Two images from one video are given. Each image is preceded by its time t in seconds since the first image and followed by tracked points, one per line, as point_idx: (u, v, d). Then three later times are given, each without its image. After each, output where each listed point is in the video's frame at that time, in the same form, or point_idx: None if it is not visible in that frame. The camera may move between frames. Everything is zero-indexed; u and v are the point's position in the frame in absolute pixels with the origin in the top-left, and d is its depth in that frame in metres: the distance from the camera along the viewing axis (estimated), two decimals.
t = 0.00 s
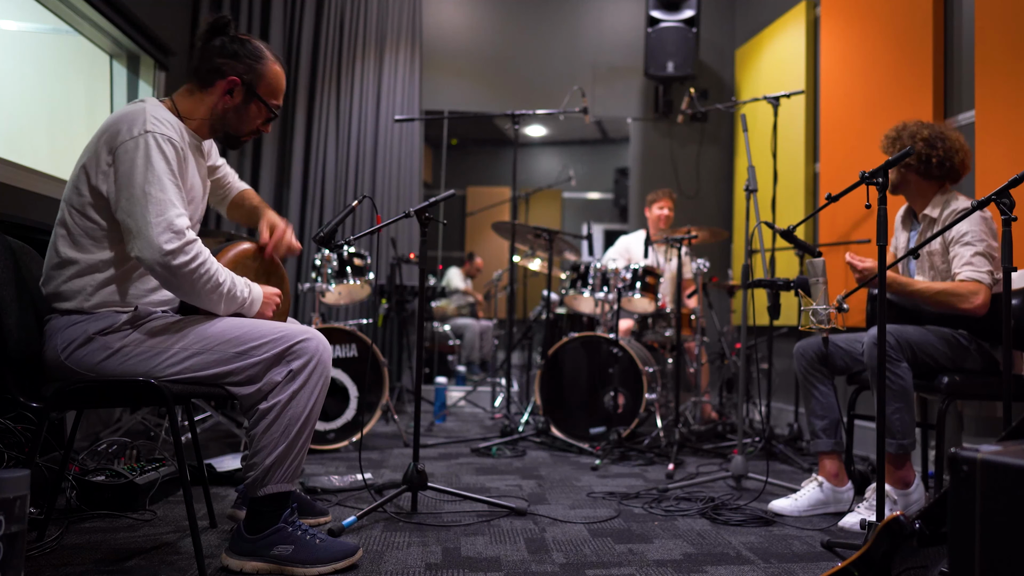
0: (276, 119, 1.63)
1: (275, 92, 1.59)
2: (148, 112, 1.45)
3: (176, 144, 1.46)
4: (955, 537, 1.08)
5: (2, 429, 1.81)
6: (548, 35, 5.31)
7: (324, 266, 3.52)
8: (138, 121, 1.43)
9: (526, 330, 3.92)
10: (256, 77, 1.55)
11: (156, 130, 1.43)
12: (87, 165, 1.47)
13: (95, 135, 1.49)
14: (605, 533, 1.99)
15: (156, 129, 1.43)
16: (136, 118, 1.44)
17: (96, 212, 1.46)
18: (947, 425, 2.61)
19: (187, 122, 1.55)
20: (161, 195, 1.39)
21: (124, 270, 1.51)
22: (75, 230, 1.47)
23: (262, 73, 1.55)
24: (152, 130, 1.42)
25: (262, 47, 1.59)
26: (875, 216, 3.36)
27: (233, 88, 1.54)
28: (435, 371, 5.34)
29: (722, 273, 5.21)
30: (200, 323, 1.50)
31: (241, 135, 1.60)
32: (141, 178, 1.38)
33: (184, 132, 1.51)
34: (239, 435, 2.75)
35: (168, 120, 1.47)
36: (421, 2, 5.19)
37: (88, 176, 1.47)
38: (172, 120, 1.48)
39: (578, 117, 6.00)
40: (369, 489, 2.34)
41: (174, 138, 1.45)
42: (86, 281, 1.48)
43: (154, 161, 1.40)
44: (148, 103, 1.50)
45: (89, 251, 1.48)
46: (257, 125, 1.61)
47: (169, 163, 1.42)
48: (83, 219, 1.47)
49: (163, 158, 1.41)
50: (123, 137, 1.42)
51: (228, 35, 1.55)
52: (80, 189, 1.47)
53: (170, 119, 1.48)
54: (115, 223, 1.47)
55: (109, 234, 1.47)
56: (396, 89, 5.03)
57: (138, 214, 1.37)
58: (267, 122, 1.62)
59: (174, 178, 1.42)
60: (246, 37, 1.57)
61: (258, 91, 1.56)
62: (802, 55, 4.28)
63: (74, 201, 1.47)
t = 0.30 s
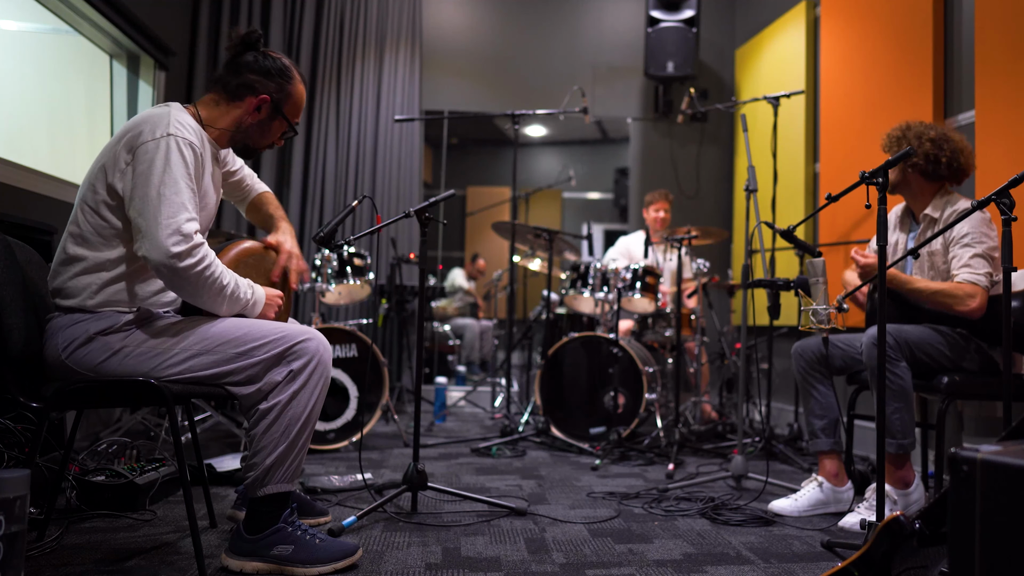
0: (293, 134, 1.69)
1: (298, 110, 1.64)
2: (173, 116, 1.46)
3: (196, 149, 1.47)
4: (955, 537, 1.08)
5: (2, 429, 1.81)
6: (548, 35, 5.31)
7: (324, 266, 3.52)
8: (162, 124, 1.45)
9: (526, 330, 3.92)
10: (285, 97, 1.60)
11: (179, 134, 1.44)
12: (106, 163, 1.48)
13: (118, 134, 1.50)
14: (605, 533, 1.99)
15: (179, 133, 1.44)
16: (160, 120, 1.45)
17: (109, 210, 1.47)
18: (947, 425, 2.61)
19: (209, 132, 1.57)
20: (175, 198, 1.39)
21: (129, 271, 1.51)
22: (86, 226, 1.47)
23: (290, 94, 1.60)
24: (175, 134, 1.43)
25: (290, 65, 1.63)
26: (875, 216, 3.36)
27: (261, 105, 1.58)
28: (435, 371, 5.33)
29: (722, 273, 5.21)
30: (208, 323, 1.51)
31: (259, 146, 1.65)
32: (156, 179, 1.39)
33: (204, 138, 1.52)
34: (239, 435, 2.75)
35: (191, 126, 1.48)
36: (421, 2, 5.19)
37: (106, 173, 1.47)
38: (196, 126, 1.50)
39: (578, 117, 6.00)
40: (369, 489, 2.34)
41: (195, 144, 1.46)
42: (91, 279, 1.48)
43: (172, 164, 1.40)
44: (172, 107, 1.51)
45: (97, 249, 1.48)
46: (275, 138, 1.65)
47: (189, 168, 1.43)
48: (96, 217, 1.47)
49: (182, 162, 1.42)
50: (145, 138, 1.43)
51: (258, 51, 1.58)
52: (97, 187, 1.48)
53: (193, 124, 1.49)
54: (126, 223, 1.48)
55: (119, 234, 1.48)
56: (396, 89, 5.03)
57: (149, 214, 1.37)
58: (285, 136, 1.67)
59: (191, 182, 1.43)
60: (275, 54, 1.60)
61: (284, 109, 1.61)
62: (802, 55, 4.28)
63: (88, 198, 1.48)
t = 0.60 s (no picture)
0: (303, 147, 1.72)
1: (311, 126, 1.67)
2: (188, 121, 1.47)
3: (209, 156, 1.48)
4: (954, 537, 1.09)
5: (2, 429, 1.81)
6: (548, 35, 5.31)
7: (324, 266, 3.52)
8: (176, 129, 1.45)
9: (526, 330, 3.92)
10: (301, 112, 1.62)
11: (193, 139, 1.45)
12: (117, 164, 1.48)
13: (131, 135, 1.51)
14: (605, 533, 1.99)
15: (194, 138, 1.45)
16: (175, 125, 1.46)
17: (116, 210, 1.47)
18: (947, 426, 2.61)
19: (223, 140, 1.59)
20: (185, 202, 1.39)
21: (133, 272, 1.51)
22: (93, 225, 1.48)
23: (306, 109, 1.63)
24: (189, 138, 1.44)
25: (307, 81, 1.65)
26: (875, 216, 3.36)
27: (277, 119, 1.60)
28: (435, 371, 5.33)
29: (722, 273, 5.21)
30: (215, 322, 1.51)
31: (268, 157, 1.67)
32: (167, 182, 1.39)
33: (217, 144, 1.54)
34: (239, 435, 2.75)
35: (205, 132, 1.49)
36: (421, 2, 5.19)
37: (116, 174, 1.48)
38: (210, 133, 1.51)
39: (578, 117, 6.00)
40: (369, 489, 2.34)
41: (208, 150, 1.47)
42: (96, 278, 1.48)
43: (184, 168, 1.41)
44: (187, 112, 1.53)
45: (103, 249, 1.48)
46: (285, 150, 1.68)
47: (201, 172, 1.44)
48: (103, 215, 1.48)
49: (194, 167, 1.43)
50: (159, 141, 1.44)
51: (278, 65, 1.60)
52: (107, 187, 1.48)
53: (208, 131, 1.50)
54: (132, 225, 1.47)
55: (124, 235, 1.48)
56: (396, 89, 5.03)
57: (158, 216, 1.37)
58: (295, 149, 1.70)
59: (202, 187, 1.44)
60: (294, 69, 1.63)
61: (299, 124, 1.64)
62: (802, 55, 4.28)
63: (97, 197, 1.48)
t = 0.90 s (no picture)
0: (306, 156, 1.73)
1: (317, 135, 1.69)
2: (196, 124, 1.48)
3: (215, 159, 1.48)
4: (955, 537, 1.09)
5: (2, 430, 1.81)
6: (548, 35, 5.31)
7: (324, 266, 3.51)
8: (184, 131, 1.45)
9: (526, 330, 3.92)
10: (309, 122, 1.64)
11: (200, 142, 1.45)
12: (122, 164, 1.48)
13: (137, 136, 1.51)
14: (605, 533, 1.99)
15: (201, 142, 1.45)
16: (183, 127, 1.46)
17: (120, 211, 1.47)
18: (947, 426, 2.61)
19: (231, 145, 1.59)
20: (191, 205, 1.39)
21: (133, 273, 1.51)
22: (96, 225, 1.47)
23: (315, 120, 1.64)
24: (196, 141, 1.45)
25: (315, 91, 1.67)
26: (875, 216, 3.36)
27: (285, 128, 1.61)
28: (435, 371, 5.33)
29: (722, 273, 5.21)
30: (218, 321, 1.51)
31: (272, 163, 1.67)
32: (173, 184, 1.39)
33: (223, 147, 1.54)
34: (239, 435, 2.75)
35: (212, 135, 1.49)
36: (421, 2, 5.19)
37: (120, 175, 1.47)
38: (217, 136, 1.51)
39: (578, 117, 6.00)
40: (369, 489, 2.34)
41: (215, 153, 1.47)
42: (97, 278, 1.49)
43: (191, 171, 1.41)
44: (195, 115, 1.53)
45: (105, 250, 1.48)
46: (289, 157, 1.69)
47: (207, 175, 1.44)
48: (106, 216, 1.47)
49: (201, 170, 1.43)
50: (166, 143, 1.44)
51: (290, 75, 1.62)
52: (111, 188, 1.48)
53: (215, 134, 1.50)
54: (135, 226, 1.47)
55: (126, 236, 1.48)
56: (396, 89, 5.03)
57: (163, 218, 1.37)
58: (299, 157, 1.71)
59: (208, 190, 1.44)
60: (304, 79, 1.64)
61: (306, 133, 1.65)
62: (802, 55, 4.28)
63: (101, 197, 1.48)
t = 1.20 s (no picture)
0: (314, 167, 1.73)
1: (326, 148, 1.69)
2: (208, 130, 1.48)
3: (225, 166, 1.48)
4: (954, 537, 1.09)
5: (2, 429, 1.81)
6: (548, 35, 5.31)
7: (324, 266, 3.51)
8: (196, 137, 1.46)
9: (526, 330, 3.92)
10: (318, 134, 1.64)
11: (212, 149, 1.45)
12: (130, 166, 1.48)
13: (147, 137, 1.51)
14: (605, 533, 1.99)
15: (212, 148, 1.45)
16: (195, 133, 1.46)
17: (126, 212, 1.47)
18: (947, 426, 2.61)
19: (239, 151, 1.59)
20: (198, 210, 1.39)
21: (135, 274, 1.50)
22: (101, 224, 1.47)
23: (324, 133, 1.64)
24: (208, 148, 1.45)
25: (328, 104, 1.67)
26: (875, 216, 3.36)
27: (295, 139, 1.62)
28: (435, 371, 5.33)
29: (722, 273, 5.21)
30: (219, 324, 1.50)
31: (278, 172, 1.67)
32: (182, 190, 1.39)
33: (234, 154, 1.54)
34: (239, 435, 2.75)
35: (223, 142, 1.49)
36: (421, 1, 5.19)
37: (128, 176, 1.47)
38: (228, 143, 1.51)
39: (578, 117, 6.00)
40: (369, 489, 2.34)
41: (225, 160, 1.48)
42: (99, 278, 1.48)
43: (201, 177, 1.41)
44: (208, 120, 1.53)
45: (109, 251, 1.48)
46: (295, 168, 1.69)
47: (216, 182, 1.44)
48: (112, 215, 1.47)
49: (210, 177, 1.43)
50: (177, 147, 1.44)
51: (304, 87, 1.62)
52: (118, 189, 1.48)
53: (226, 141, 1.50)
54: (140, 228, 1.47)
55: (130, 238, 1.47)
56: (396, 89, 5.03)
57: (169, 223, 1.37)
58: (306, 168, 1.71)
59: (216, 197, 1.44)
60: (317, 93, 1.64)
61: (314, 146, 1.65)
62: (802, 55, 4.28)
63: (108, 197, 1.48)
